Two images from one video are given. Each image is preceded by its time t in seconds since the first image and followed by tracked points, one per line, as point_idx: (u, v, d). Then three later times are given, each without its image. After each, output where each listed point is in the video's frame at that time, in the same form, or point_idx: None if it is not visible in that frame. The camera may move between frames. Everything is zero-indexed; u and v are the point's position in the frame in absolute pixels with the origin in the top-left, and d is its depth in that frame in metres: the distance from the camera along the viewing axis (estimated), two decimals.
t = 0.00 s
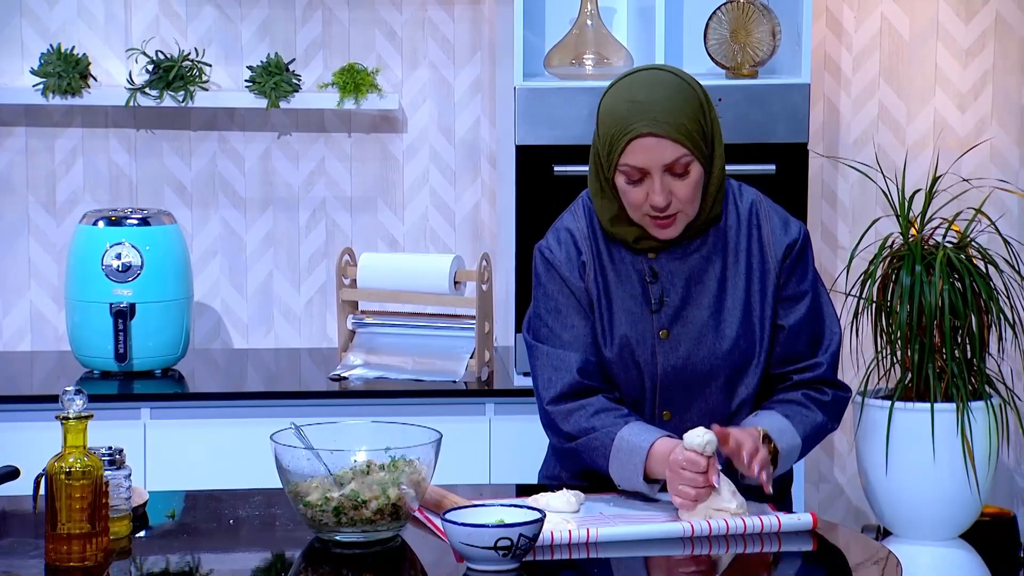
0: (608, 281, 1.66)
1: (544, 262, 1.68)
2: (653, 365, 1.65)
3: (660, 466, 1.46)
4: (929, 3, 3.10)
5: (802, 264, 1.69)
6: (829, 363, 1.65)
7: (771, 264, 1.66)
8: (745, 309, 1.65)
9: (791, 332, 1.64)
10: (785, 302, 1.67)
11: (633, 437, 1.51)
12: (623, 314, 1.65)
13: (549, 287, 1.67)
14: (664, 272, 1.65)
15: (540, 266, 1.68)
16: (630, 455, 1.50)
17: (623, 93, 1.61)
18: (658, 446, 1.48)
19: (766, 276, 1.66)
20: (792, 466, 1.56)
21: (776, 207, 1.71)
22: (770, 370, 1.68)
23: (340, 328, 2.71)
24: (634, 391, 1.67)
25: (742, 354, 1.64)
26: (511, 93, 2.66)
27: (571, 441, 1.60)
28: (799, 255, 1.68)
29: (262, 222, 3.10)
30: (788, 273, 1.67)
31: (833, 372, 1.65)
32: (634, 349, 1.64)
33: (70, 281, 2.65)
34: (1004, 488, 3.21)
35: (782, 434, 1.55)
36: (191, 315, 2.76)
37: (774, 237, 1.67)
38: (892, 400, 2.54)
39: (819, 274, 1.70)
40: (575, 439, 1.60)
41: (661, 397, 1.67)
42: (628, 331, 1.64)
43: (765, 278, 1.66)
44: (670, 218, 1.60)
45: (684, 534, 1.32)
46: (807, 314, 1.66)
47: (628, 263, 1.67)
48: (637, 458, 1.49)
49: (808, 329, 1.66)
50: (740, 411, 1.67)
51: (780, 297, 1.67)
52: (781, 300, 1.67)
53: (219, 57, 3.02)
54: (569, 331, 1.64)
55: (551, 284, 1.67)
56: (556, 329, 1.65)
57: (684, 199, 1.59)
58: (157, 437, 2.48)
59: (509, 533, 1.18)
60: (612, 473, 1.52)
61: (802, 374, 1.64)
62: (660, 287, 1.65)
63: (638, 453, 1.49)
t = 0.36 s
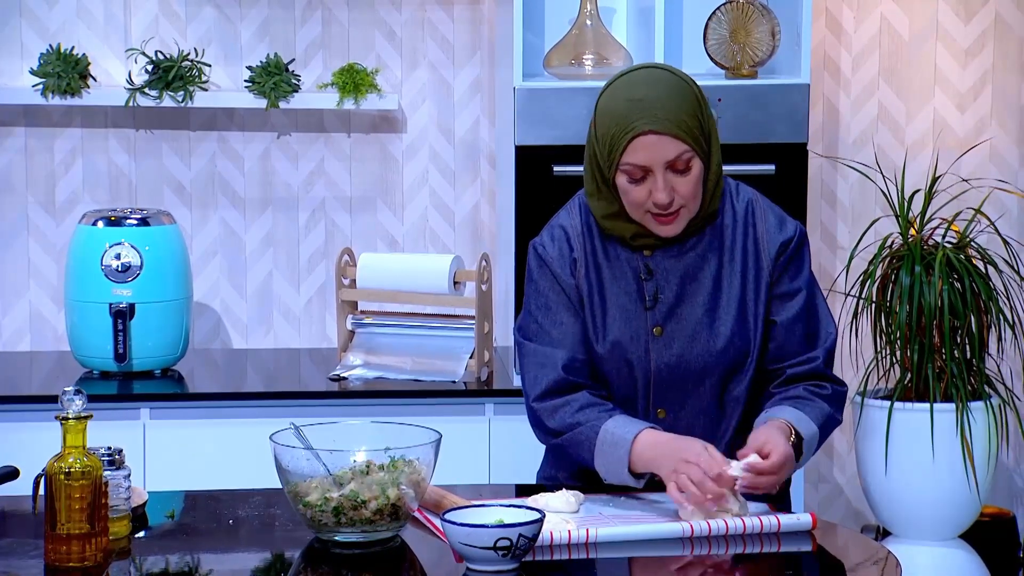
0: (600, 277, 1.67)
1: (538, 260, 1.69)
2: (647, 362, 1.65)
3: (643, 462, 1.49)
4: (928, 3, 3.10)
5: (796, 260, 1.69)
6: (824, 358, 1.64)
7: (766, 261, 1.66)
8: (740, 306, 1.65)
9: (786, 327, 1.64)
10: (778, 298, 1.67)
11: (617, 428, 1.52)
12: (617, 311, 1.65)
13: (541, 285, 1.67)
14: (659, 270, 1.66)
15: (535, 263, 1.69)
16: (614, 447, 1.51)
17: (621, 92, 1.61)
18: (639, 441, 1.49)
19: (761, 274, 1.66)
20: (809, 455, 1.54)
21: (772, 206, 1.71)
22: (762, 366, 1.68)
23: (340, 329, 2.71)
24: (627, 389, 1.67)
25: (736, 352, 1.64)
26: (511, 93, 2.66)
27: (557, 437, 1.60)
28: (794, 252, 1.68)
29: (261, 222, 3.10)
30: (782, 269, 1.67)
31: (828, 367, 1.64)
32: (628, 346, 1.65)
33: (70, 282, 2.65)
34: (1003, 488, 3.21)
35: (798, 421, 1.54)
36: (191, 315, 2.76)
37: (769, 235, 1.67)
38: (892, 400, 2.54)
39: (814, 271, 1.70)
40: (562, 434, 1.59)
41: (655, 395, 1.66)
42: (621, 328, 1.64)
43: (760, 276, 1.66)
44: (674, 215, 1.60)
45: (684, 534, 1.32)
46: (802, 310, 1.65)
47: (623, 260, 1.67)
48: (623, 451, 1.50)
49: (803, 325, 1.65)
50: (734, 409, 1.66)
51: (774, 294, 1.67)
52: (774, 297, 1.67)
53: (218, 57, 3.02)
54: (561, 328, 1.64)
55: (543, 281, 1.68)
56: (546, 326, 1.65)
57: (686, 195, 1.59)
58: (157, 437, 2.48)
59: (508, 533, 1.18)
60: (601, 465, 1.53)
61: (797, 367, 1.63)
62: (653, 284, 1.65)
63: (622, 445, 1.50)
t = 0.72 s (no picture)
0: (596, 271, 1.67)
1: (536, 253, 1.68)
2: (640, 356, 1.65)
3: (646, 429, 1.50)
4: (928, 3, 3.11)
5: (794, 259, 1.68)
6: (820, 358, 1.64)
7: (761, 259, 1.66)
8: (735, 303, 1.65)
9: (781, 326, 1.63)
10: (773, 297, 1.66)
11: (617, 399, 1.53)
12: (612, 305, 1.65)
13: (538, 277, 1.67)
14: (654, 264, 1.66)
15: (533, 256, 1.69)
16: (617, 417, 1.52)
17: (618, 83, 1.62)
18: (643, 407, 1.51)
19: (756, 272, 1.66)
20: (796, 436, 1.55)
21: (770, 205, 1.70)
22: (758, 364, 1.67)
23: (340, 329, 2.71)
24: (621, 383, 1.67)
25: (730, 348, 1.64)
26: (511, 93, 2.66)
27: (553, 421, 1.58)
28: (791, 250, 1.67)
29: (261, 222, 3.10)
30: (778, 268, 1.66)
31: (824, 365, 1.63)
32: (621, 340, 1.65)
33: (70, 281, 2.65)
34: (1004, 487, 3.21)
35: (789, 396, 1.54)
36: (191, 314, 2.76)
37: (765, 234, 1.66)
38: (892, 401, 2.54)
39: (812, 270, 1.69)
40: (557, 419, 1.58)
41: (649, 389, 1.67)
42: (616, 322, 1.65)
43: (756, 273, 1.65)
44: (671, 206, 1.61)
45: (684, 534, 1.32)
46: (797, 309, 1.64)
47: (619, 255, 1.68)
48: (626, 420, 1.51)
49: (799, 324, 1.65)
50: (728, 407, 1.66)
51: (769, 293, 1.67)
52: (769, 296, 1.67)
53: (219, 57, 3.02)
54: (557, 320, 1.64)
55: (540, 274, 1.67)
56: (542, 318, 1.65)
57: (683, 187, 1.59)
58: (157, 437, 2.48)
59: (508, 533, 1.18)
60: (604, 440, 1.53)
61: (793, 362, 1.63)
62: (649, 279, 1.65)
63: (625, 413, 1.51)
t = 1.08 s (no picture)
0: (577, 267, 1.69)
1: (520, 247, 1.70)
2: (616, 353, 1.67)
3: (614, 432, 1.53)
4: (929, 3, 3.11)
5: (778, 262, 1.67)
6: (799, 362, 1.63)
7: (743, 262, 1.65)
8: (713, 305, 1.65)
9: (759, 329, 1.63)
10: (755, 300, 1.66)
11: (587, 401, 1.55)
12: (589, 302, 1.67)
13: (520, 271, 1.70)
14: (634, 263, 1.66)
15: (517, 250, 1.71)
16: (586, 419, 1.54)
17: (604, 82, 1.62)
18: (611, 411, 1.53)
19: (737, 274, 1.66)
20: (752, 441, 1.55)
21: (759, 207, 1.69)
22: (735, 365, 1.68)
23: (340, 329, 2.72)
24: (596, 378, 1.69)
25: (706, 349, 1.65)
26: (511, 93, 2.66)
27: (524, 415, 1.62)
28: (776, 253, 1.66)
29: (262, 222, 3.10)
30: (760, 271, 1.65)
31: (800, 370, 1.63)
32: (597, 337, 1.66)
33: (70, 281, 2.65)
34: (1004, 488, 3.21)
35: (746, 400, 1.55)
36: (192, 314, 2.76)
37: (749, 237, 1.66)
38: (893, 400, 2.54)
39: (798, 274, 1.67)
40: (527, 413, 1.62)
41: (623, 387, 1.68)
42: (592, 319, 1.66)
43: (736, 276, 1.65)
44: (646, 208, 1.61)
45: (684, 535, 1.32)
46: (778, 313, 1.63)
47: (601, 252, 1.68)
48: (595, 423, 1.54)
49: (779, 328, 1.64)
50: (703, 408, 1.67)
51: (750, 295, 1.66)
52: (751, 298, 1.66)
53: (219, 57, 3.02)
54: (535, 316, 1.67)
55: (522, 267, 1.70)
56: (521, 312, 1.68)
57: (658, 192, 1.60)
58: (158, 437, 2.48)
59: (509, 533, 1.18)
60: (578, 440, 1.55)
61: (768, 366, 1.63)
62: (627, 278, 1.66)
63: (593, 415, 1.54)
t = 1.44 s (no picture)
0: (516, 262, 1.68)
1: (458, 244, 1.70)
2: (558, 348, 1.65)
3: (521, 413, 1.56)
4: (929, 3, 3.11)
5: (721, 258, 1.67)
6: (741, 359, 1.64)
7: (686, 259, 1.65)
8: (655, 300, 1.65)
9: (702, 326, 1.63)
10: (698, 296, 1.66)
11: (496, 386, 1.58)
12: (531, 297, 1.66)
13: (456, 268, 1.69)
14: (576, 258, 1.66)
15: (454, 247, 1.71)
16: (495, 404, 1.57)
17: (551, 81, 1.62)
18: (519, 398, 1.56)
19: (679, 270, 1.66)
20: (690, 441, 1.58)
21: (702, 205, 1.70)
22: (679, 362, 1.68)
23: (341, 329, 2.73)
24: (537, 375, 1.67)
25: (648, 344, 1.64)
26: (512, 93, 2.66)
27: (450, 410, 1.63)
28: (719, 249, 1.66)
29: (262, 222, 3.10)
30: (704, 266, 1.65)
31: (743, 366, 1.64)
32: (540, 332, 1.65)
33: (71, 282, 2.65)
34: (1004, 487, 3.21)
35: (683, 401, 1.57)
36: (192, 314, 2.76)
37: (692, 232, 1.66)
38: (893, 400, 2.54)
39: (741, 270, 1.68)
40: (452, 409, 1.63)
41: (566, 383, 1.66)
42: (534, 314, 1.66)
43: (679, 271, 1.65)
44: (590, 208, 1.62)
45: (685, 534, 1.32)
46: (719, 309, 1.64)
47: (544, 248, 1.67)
48: (501, 406, 1.57)
49: (721, 325, 1.64)
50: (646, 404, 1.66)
51: (693, 291, 1.66)
52: (694, 294, 1.66)
53: (219, 57, 3.02)
54: (468, 312, 1.66)
55: (458, 264, 1.69)
56: (457, 308, 1.67)
57: (603, 192, 1.60)
58: (158, 437, 2.48)
59: (510, 533, 1.18)
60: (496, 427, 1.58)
61: (710, 363, 1.64)
62: (570, 273, 1.65)
63: (499, 400, 1.57)
